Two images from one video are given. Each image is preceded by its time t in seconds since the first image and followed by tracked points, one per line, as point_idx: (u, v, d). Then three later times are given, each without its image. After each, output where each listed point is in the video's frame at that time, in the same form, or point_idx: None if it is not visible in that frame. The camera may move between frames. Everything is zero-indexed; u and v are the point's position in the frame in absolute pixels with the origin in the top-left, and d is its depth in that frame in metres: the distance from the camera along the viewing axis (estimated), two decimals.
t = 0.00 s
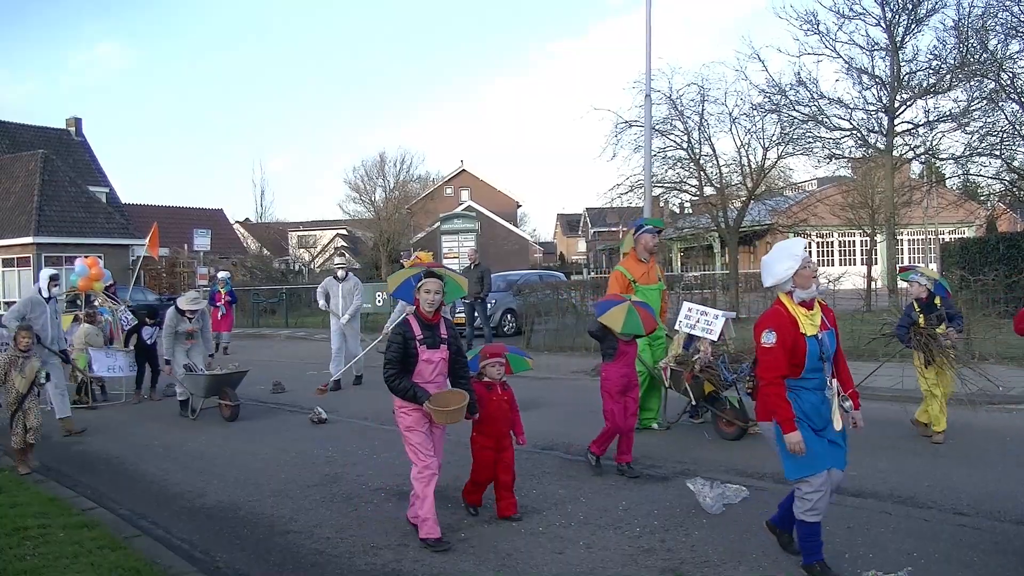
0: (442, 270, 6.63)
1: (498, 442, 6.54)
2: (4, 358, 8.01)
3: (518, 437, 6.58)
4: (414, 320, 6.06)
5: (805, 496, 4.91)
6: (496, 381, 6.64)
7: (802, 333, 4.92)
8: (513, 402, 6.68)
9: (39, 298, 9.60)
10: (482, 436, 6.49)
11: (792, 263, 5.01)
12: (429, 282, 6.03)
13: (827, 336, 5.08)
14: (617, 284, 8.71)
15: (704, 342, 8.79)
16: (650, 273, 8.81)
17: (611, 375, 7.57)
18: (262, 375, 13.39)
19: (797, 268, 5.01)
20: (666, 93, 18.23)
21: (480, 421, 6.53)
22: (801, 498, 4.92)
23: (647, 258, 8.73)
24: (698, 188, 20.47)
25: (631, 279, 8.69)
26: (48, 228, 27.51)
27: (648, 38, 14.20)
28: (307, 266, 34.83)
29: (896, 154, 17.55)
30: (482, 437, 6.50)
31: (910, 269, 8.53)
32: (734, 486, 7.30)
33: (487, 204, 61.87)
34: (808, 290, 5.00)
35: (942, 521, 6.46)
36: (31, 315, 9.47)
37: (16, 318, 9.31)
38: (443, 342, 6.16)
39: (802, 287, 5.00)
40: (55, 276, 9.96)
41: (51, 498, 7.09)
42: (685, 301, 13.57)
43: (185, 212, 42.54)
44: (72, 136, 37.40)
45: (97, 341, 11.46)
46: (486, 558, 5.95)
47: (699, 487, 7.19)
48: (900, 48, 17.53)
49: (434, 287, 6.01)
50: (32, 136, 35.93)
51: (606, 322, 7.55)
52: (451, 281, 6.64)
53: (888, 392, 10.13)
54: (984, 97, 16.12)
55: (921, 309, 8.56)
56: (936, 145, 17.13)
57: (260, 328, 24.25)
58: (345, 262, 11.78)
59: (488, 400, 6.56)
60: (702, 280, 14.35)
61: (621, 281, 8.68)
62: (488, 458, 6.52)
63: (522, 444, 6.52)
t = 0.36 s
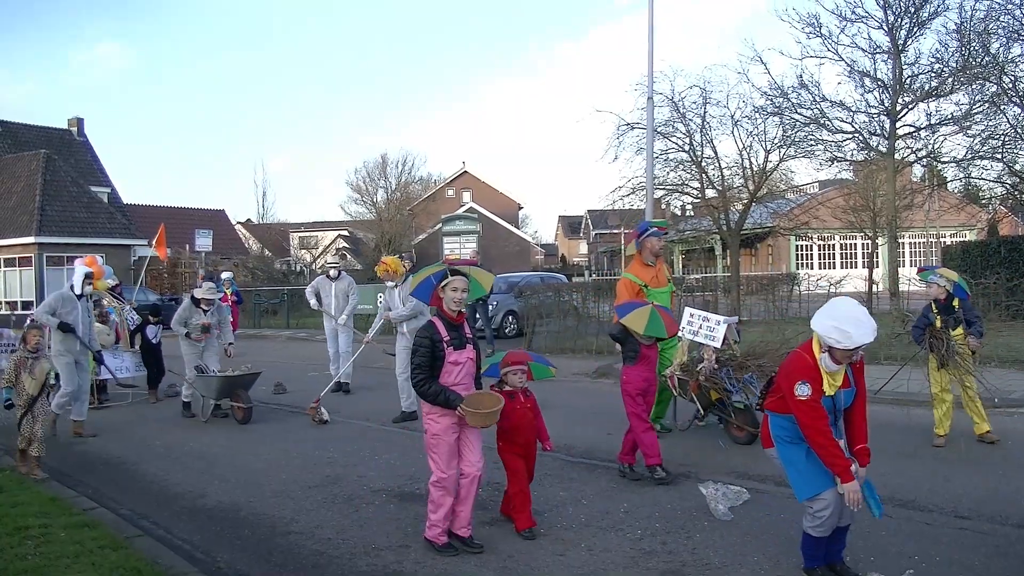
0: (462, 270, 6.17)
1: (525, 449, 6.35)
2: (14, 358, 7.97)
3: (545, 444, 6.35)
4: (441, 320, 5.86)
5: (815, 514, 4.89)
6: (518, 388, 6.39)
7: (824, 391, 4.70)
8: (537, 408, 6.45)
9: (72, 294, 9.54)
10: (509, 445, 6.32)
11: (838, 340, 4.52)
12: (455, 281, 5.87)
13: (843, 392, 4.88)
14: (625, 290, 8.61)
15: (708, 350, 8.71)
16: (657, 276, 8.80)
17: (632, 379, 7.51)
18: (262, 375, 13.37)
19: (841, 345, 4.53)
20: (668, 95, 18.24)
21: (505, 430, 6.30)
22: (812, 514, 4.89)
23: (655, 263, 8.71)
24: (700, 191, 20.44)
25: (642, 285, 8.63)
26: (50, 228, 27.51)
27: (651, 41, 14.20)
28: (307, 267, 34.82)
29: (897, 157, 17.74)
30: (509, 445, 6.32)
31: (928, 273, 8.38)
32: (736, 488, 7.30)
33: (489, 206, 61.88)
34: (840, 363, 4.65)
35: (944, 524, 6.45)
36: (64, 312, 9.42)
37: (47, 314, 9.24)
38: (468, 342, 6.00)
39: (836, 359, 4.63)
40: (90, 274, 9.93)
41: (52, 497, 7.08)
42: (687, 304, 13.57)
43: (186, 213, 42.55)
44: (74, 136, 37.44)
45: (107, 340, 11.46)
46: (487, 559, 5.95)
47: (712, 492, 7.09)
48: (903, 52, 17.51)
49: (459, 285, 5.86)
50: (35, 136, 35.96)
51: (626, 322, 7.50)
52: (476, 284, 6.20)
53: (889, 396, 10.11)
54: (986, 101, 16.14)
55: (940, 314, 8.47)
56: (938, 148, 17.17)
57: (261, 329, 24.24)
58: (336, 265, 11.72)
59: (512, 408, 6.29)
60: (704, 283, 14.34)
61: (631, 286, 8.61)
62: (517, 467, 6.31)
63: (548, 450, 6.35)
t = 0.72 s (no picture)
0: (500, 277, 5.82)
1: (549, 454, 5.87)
2: (25, 359, 7.83)
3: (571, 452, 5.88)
4: (470, 330, 5.66)
5: (820, 516, 4.75)
6: (539, 393, 5.95)
7: (828, 379, 4.63)
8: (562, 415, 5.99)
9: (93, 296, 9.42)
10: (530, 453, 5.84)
11: (841, 322, 4.49)
12: (489, 289, 5.72)
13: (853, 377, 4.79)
14: (641, 287, 8.47)
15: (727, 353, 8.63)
16: (675, 276, 8.60)
17: (661, 384, 7.32)
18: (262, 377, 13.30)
19: (846, 330, 4.49)
20: (674, 96, 18.14)
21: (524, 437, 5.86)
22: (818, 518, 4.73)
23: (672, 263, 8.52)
24: (706, 192, 20.33)
25: (658, 284, 8.47)
26: (48, 227, 27.45)
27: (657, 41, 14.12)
28: (309, 267, 34.76)
29: (906, 159, 17.38)
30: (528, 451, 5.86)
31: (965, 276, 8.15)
32: (742, 492, 7.22)
33: (491, 207, 61.81)
34: (846, 346, 4.59)
35: (953, 530, 6.34)
36: (87, 313, 9.30)
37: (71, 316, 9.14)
38: (499, 353, 5.78)
39: (842, 342, 4.58)
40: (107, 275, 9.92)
41: (50, 499, 7.00)
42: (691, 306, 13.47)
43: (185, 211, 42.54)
44: (73, 135, 37.44)
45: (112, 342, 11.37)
46: (489, 563, 5.86)
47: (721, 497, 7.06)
48: (912, 53, 17.35)
49: (492, 295, 5.70)
50: (34, 134, 35.93)
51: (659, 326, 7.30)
52: (510, 290, 5.89)
53: (897, 400, 10.00)
54: (996, 102, 16.01)
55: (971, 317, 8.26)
56: (947, 150, 16.90)
57: (261, 330, 24.19)
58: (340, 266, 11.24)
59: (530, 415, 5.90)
60: (710, 285, 14.25)
61: (648, 286, 8.42)
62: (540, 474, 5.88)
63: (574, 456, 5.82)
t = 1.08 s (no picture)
0: (524, 279, 5.60)
1: (587, 466, 5.34)
2: (32, 365, 7.22)
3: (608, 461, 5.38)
4: (491, 338, 5.05)
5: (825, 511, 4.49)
6: (577, 397, 5.44)
7: (828, 350, 4.36)
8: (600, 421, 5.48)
9: (110, 291, 9.01)
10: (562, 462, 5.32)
11: (833, 281, 4.32)
12: (513, 294, 5.08)
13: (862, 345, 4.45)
14: (663, 286, 8.07)
15: (758, 354, 8.31)
16: (696, 276, 8.21)
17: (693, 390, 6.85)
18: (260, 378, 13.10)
19: (840, 289, 4.32)
20: (683, 90, 17.85)
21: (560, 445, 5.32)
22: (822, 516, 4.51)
23: (695, 261, 8.14)
24: (717, 190, 20.06)
25: (680, 282, 8.08)
26: (37, 224, 27.19)
27: (666, 34, 13.82)
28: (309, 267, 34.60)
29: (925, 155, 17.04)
30: (563, 464, 5.31)
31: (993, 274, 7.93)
32: (754, 498, 6.94)
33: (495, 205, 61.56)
34: (845, 310, 4.35)
35: (974, 538, 6.09)
36: (104, 309, 8.86)
37: (89, 313, 8.70)
38: (526, 363, 5.12)
39: (839, 305, 4.36)
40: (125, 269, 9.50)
41: (40, 506, 6.79)
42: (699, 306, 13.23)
43: (179, 208, 42.33)
44: (64, 129, 37.30)
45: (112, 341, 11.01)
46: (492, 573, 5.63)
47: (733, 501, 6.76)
48: (931, 45, 16.99)
49: (516, 299, 5.05)
50: (22, 128, 35.74)
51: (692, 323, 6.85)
52: (536, 295, 5.65)
53: (913, 404, 9.73)
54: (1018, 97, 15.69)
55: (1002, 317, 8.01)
56: (967, 146, 16.53)
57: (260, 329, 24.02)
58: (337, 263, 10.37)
59: (569, 419, 5.37)
60: (720, 285, 14.00)
61: (671, 283, 8.04)
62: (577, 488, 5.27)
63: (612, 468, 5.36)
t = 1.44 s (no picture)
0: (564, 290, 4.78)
1: (617, 481, 4.77)
2: (48, 371, 6.95)
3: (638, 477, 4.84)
4: (524, 344, 4.67)
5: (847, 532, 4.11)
6: (605, 407, 4.83)
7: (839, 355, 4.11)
8: (630, 432, 4.87)
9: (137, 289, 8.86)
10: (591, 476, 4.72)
11: (834, 281, 4.11)
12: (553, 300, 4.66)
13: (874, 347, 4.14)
14: (683, 283, 7.84)
15: (791, 356, 8.21)
16: (718, 276, 7.95)
17: (728, 392, 6.51)
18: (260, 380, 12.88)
19: (839, 289, 4.11)
20: (694, 83, 17.57)
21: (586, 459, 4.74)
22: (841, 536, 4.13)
23: (718, 261, 7.86)
24: (728, 185, 19.79)
25: (701, 281, 7.84)
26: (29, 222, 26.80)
27: (676, 26, 13.54)
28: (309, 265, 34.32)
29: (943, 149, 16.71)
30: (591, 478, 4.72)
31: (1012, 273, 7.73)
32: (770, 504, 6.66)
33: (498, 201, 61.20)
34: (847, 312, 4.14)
35: (997, 544, 5.87)
36: (131, 306, 8.72)
37: (115, 309, 8.56)
38: (560, 372, 4.74)
39: (840, 308, 4.15)
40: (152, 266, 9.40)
41: (32, 512, 6.59)
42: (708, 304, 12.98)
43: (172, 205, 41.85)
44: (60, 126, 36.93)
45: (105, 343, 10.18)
46: None
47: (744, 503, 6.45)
48: (949, 36, 16.57)
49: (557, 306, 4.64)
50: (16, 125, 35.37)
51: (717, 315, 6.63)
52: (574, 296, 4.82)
53: (929, 406, 9.50)
54: None
55: None
56: (987, 139, 16.20)
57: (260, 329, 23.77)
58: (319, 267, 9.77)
59: (596, 431, 4.78)
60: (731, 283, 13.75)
61: (691, 281, 7.82)
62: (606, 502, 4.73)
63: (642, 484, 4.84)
